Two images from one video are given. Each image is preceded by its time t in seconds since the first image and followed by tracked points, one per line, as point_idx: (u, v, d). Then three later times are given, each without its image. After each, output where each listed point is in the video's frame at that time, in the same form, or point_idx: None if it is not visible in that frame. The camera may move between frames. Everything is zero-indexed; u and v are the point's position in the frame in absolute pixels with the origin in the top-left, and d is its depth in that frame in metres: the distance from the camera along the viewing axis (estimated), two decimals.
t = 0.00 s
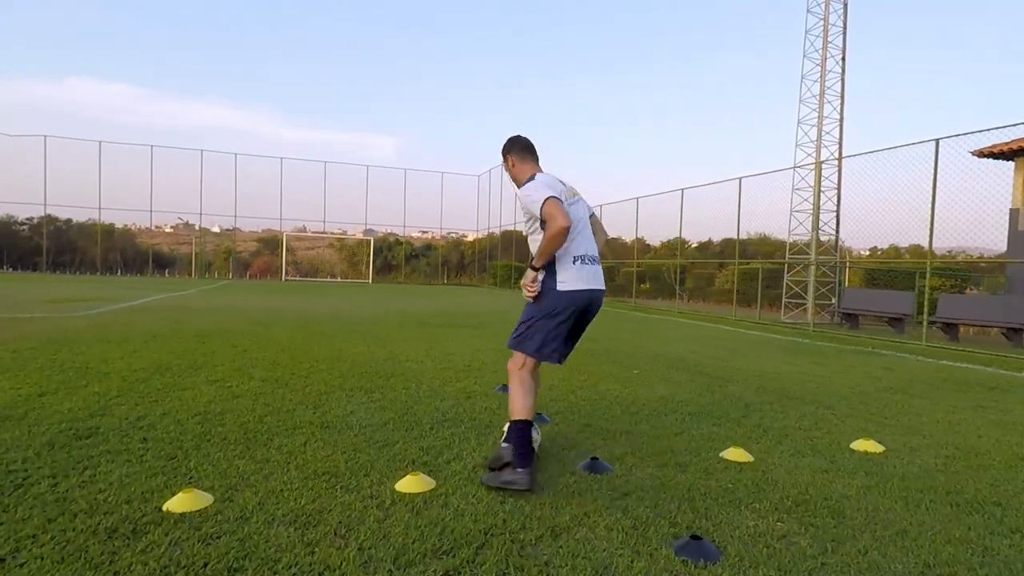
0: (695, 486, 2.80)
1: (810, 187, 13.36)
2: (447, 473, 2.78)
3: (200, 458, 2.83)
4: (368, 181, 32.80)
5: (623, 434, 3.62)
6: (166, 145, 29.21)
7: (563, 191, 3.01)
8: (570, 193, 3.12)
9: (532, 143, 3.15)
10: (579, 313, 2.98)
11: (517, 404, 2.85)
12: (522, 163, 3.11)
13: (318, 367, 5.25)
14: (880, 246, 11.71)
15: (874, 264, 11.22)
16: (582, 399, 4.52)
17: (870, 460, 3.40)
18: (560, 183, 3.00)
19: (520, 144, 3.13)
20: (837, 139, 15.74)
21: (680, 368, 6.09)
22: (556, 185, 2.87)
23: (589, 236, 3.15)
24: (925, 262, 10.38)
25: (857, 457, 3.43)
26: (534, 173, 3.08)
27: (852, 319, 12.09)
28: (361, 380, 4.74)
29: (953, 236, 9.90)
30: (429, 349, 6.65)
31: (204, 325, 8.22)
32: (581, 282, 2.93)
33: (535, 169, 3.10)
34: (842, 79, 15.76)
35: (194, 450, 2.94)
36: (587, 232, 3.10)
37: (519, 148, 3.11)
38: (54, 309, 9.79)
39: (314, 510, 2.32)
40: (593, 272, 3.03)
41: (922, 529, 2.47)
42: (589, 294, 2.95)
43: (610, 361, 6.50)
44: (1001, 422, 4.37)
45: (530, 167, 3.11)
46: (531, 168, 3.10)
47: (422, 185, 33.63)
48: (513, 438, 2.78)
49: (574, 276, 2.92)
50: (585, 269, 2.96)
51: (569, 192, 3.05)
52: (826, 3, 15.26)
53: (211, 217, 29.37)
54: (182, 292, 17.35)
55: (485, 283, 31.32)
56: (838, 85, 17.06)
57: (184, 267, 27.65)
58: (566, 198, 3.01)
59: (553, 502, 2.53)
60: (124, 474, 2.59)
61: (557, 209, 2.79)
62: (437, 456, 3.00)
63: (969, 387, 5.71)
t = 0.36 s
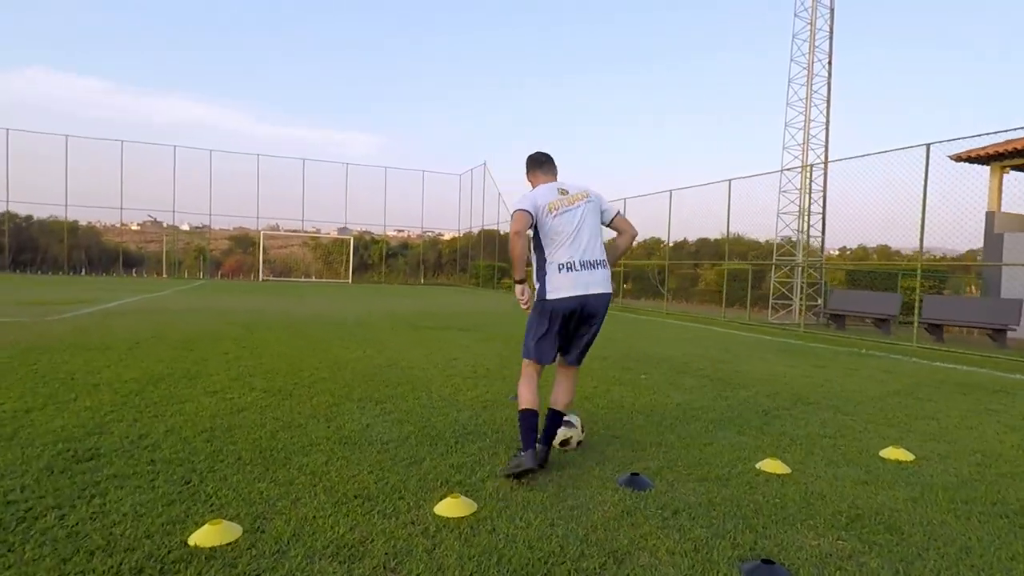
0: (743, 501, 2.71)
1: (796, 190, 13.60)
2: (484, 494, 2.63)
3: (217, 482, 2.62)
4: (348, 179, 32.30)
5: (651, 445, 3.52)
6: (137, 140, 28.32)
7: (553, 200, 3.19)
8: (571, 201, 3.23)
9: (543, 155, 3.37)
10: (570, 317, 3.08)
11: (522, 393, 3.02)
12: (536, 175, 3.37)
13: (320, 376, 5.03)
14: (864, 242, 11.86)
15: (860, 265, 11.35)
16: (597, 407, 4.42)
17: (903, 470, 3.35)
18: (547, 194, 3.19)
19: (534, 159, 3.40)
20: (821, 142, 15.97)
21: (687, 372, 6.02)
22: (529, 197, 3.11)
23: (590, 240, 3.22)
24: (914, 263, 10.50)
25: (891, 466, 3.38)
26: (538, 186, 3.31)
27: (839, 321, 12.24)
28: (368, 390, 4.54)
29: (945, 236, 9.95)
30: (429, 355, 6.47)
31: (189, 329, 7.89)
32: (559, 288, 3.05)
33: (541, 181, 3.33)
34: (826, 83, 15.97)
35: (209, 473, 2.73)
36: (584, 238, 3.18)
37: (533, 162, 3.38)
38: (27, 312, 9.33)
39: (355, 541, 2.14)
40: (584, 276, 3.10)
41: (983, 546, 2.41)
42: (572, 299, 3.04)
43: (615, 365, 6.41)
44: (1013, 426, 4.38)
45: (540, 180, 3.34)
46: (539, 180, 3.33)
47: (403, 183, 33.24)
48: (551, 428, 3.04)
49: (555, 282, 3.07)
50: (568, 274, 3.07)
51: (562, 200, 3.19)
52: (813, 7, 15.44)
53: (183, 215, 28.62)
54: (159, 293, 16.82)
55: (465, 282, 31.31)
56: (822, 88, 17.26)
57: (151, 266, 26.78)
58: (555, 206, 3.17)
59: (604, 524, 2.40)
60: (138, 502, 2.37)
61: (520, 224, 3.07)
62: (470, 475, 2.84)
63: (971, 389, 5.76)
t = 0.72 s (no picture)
0: (756, 501, 2.64)
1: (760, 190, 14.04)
2: (492, 502, 2.47)
3: (196, 498, 2.37)
4: (306, 175, 31.48)
5: (650, 444, 3.44)
6: (78, 131, 26.85)
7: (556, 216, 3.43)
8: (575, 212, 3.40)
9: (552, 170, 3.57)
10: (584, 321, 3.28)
11: (550, 389, 3.22)
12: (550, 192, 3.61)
13: (293, 379, 4.75)
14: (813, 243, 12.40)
15: (815, 263, 11.58)
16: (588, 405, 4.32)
17: (899, 463, 3.36)
18: (549, 211, 3.42)
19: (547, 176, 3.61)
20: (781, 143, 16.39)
21: (669, 370, 5.99)
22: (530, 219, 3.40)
23: (595, 245, 3.34)
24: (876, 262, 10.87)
25: (888, 460, 3.37)
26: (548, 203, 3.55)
27: (801, 318, 12.55)
28: (347, 393, 4.30)
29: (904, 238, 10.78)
30: (404, 355, 6.26)
31: (144, 330, 7.42)
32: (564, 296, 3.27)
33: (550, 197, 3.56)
34: (786, 86, 16.39)
35: (186, 488, 2.48)
36: (588, 245, 3.33)
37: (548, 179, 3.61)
38: None
39: (362, 559, 1.95)
40: (587, 281, 3.27)
41: (998, 538, 2.40)
42: (577, 305, 3.25)
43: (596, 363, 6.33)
44: (988, 417, 4.50)
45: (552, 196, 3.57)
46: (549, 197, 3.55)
47: (363, 180, 32.64)
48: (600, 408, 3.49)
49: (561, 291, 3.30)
50: (571, 281, 3.26)
51: (564, 213, 3.39)
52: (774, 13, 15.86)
53: (130, 211, 27.25)
54: (106, 292, 15.97)
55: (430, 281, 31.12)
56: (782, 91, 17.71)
57: (92, 264, 25.41)
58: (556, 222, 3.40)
59: (623, 531, 2.27)
60: (109, 524, 2.12)
61: (517, 247, 3.39)
62: (473, 481, 2.68)
63: (940, 382, 5.92)
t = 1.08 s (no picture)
0: (772, 515, 2.52)
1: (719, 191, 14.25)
2: (501, 527, 2.25)
3: (162, 536, 2.05)
4: (256, 171, 30.33)
5: (649, 452, 3.30)
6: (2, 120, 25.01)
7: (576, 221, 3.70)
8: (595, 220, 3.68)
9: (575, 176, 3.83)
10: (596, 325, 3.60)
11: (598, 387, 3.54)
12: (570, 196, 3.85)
13: (258, 389, 4.39)
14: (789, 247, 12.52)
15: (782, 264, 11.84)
16: (575, 411, 4.16)
17: (897, 466, 3.31)
18: (571, 216, 3.69)
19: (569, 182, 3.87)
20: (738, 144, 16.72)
21: (648, 372, 5.90)
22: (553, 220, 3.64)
23: (612, 255, 3.62)
24: (836, 263, 11.11)
25: (885, 464, 3.33)
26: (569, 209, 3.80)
27: (760, 316, 12.78)
28: (319, 403, 4.00)
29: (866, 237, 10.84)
30: (373, 359, 5.95)
31: (85, 335, 6.86)
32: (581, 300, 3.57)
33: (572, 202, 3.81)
34: (743, 89, 16.71)
35: (150, 522, 2.15)
36: (606, 255, 3.60)
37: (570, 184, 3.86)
38: None
39: None
40: (604, 290, 3.57)
41: (1019, 547, 2.33)
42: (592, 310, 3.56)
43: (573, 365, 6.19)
44: (965, 415, 4.54)
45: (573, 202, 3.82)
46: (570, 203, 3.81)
47: (317, 176, 31.71)
48: (626, 380, 4.36)
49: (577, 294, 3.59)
50: (590, 287, 3.55)
51: (585, 221, 3.65)
52: (733, 16, 16.15)
53: (62, 206, 25.51)
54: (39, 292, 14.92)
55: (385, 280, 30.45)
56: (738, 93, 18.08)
57: (17, 262, 23.72)
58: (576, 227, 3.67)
59: (647, 557, 2.10)
60: None
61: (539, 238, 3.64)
62: (476, 504, 2.45)
63: (910, 379, 6.00)
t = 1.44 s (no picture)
0: (796, 526, 2.43)
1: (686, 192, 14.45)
2: (525, 551, 2.08)
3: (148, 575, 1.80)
4: (209, 166, 29.14)
5: (655, 460, 3.19)
6: None
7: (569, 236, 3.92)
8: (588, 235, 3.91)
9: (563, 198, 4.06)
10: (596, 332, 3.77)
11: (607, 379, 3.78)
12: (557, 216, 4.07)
13: (231, 398, 4.08)
14: (766, 249, 12.72)
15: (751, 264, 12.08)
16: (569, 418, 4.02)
17: (899, 468, 3.29)
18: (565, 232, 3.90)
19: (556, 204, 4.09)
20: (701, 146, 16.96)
21: (632, 374, 5.82)
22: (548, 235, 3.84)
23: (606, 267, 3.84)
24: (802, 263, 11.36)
25: (889, 467, 3.31)
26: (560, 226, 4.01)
27: (727, 315, 12.95)
28: (301, 413, 3.74)
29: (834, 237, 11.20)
30: (349, 364, 5.69)
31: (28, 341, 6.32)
32: (581, 307, 3.74)
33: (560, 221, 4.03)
34: (706, 92, 16.97)
35: (131, 558, 1.89)
36: (602, 267, 3.82)
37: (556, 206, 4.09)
38: None
39: None
40: (603, 297, 3.78)
41: None
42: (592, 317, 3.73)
43: (555, 368, 6.06)
44: (947, 414, 4.60)
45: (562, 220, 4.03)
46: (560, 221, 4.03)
47: (273, 173, 30.79)
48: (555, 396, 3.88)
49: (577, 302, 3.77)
50: (590, 295, 3.74)
51: (580, 235, 3.87)
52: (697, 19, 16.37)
53: None
54: None
55: (345, 280, 29.73)
56: (701, 96, 18.34)
57: None
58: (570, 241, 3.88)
59: None
60: None
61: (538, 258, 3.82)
62: (492, 524, 2.28)
63: (884, 379, 6.10)
